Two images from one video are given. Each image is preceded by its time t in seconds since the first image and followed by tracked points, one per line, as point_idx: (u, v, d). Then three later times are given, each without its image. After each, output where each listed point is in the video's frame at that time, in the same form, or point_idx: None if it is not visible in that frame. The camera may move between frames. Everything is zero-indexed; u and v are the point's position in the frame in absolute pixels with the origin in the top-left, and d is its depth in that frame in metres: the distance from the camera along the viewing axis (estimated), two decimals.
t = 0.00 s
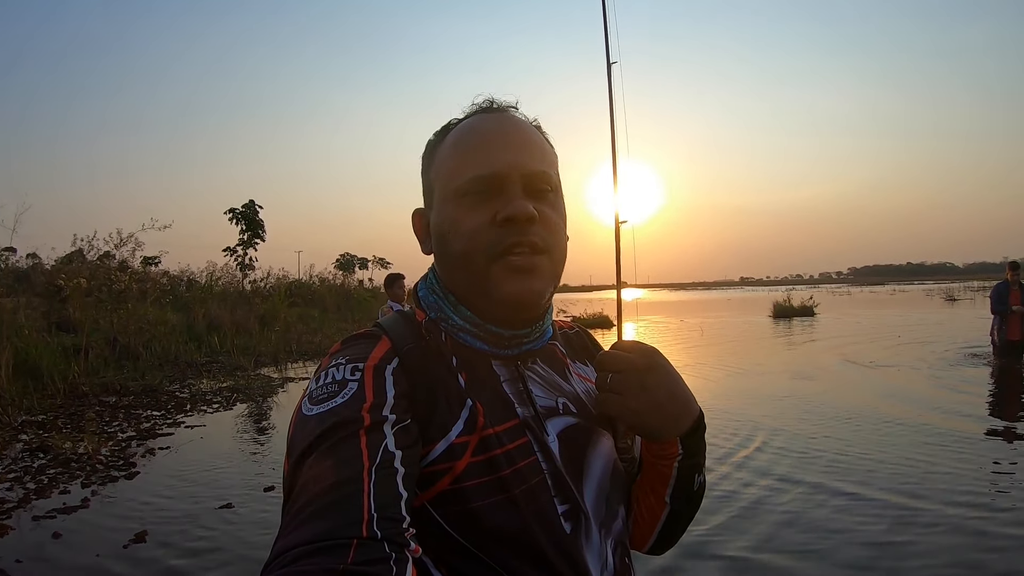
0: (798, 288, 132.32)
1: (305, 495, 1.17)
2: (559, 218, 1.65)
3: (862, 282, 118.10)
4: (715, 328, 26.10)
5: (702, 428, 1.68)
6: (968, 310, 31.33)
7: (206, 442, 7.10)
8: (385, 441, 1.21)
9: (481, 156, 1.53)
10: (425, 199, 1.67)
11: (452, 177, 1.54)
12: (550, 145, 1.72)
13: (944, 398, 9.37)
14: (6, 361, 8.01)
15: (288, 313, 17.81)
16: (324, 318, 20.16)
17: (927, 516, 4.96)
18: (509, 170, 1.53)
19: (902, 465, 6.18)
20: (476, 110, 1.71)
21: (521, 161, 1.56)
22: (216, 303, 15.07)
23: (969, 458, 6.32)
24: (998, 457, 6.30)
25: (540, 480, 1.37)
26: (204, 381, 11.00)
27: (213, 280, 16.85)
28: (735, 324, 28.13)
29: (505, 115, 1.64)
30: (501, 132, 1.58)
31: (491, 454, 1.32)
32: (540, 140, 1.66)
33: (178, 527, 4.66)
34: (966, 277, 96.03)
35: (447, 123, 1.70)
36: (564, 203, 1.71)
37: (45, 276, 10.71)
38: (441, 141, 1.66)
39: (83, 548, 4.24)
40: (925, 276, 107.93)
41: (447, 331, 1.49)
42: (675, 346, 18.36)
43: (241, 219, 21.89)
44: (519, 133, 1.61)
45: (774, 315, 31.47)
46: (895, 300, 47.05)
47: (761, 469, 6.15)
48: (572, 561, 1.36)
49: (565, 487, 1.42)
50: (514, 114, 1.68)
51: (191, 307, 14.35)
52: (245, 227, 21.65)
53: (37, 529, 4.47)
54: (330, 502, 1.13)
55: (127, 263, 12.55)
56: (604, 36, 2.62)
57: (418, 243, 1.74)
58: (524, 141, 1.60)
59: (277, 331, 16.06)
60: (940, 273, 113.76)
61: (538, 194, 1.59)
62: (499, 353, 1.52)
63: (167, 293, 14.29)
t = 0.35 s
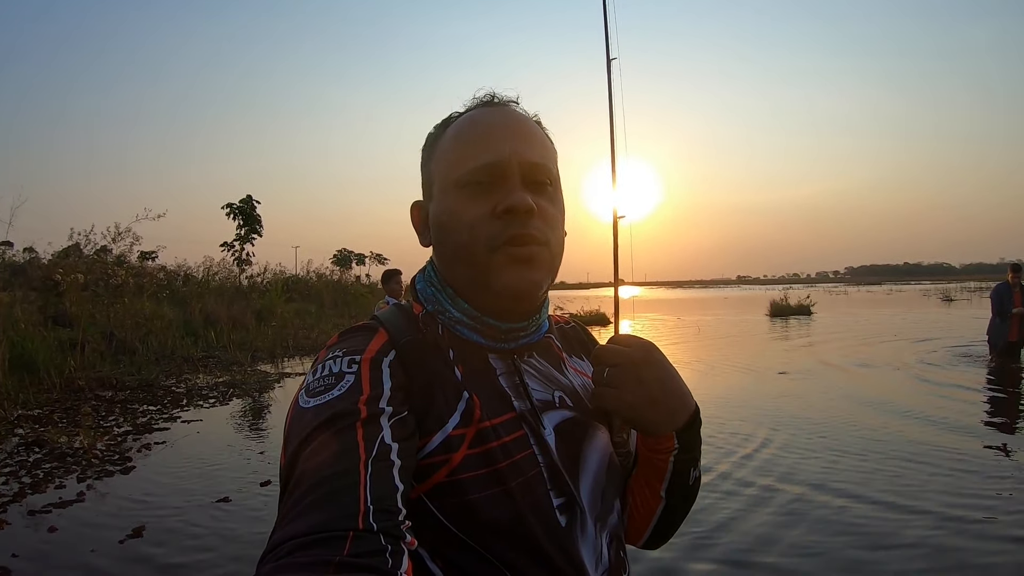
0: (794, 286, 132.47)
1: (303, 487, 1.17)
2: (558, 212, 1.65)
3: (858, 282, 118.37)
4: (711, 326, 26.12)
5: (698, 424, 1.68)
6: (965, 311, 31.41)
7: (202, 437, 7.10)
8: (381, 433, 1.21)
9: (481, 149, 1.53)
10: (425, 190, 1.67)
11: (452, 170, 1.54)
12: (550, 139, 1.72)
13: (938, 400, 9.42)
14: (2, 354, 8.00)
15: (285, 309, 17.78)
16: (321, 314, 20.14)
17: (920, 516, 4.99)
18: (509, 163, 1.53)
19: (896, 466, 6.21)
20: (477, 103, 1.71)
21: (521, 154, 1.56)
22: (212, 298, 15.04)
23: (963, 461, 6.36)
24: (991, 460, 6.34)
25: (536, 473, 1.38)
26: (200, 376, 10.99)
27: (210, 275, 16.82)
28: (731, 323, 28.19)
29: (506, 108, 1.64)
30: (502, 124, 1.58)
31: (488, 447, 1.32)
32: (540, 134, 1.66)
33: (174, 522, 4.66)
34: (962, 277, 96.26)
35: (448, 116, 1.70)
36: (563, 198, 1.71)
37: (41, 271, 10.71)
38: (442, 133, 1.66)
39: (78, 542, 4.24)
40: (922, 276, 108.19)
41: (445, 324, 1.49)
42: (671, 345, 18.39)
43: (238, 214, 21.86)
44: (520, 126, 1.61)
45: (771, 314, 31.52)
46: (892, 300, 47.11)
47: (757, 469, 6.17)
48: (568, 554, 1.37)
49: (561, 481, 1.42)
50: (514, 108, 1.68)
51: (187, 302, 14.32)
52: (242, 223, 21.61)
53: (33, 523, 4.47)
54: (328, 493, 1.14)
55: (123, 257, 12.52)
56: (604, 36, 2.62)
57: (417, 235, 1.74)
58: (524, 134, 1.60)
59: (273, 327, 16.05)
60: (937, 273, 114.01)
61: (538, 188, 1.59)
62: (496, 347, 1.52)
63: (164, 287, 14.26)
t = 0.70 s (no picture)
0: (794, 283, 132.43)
1: (301, 481, 1.17)
2: (560, 210, 1.65)
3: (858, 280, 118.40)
4: (712, 323, 26.09)
5: (697, 422, 1.68)
6: (965, 309, 31.38)
7: (202, 432, 7.10)
8: (380, 429, 1.21)
9: (483, 145, 1.52)
10: (427, 185, 1.66)
11: (453, 165, 1.53)
12: (553, 136, 1.72)
13: (936, 398, 9.42)
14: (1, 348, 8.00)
15: (285, 304, 17.77)
16: (320, 309, 20.14)
17: (919, 518, 5.00)
18: (511, 159, 1.53)
19: (895, 467, 6.21)
20: (480, 99, 1.71)
21: (523, 151, 1.55)
22: (212, 293, 15.03)
23: (961, 461, 6.37)
24: (989, 460, 6.35)
25: (534, 469, 1.38)
26: (200, 371, 10.99)
27: (210, 269, 16.81)
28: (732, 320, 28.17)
29: (510, 104, 1.63)
30: (504, 120, 1.57)
31: (486, 443, 1.32)
32: (543, 131, 1.65)
33: (173, 517, 4.66)
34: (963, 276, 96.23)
35: (452, 111, 1.70)
36: (565, 195, 1.71)
37: (41, 265, 10.71)
38: (445, 128, 1.65)
39: (77, 538, 4.24)
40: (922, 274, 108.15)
41: (444, 320, 1.49)
42: (671, 341, 18.38)
43: (238, 208, 21.83)
44: (523, 122, 1.60)
45: (771, 312, 31.51)
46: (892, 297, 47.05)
47: (756, 467, 6.17)
48: (566, 550, 1.37)
49: (559, 477, 1.42)
50: (518, 104, 1.67)
51: (187, 297, 14.30)
52: (242, 217, 21.58)
53: (32, 519, 4.48)
54: (326, 488, 1.13)
55: (123, 252, 12.51)
56: (607, 32, 2.60)
57: (418, 230, 1.74)
58: (527, 130, 1.59)
59: (273, 322, 16.04)
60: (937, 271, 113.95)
61: (539, 184, 1.59)
62: (495, 343, 1.52)
63: (163, 282, 14.23)
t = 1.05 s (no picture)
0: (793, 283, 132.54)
1: (306, 483, 1.16)
2: (565, 213, 1.64)
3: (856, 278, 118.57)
4: (710, 322, 26.13)
5: (702, 427, 1.67)
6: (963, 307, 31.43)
7: (201, 433, 7.09)
8: (385, 431, 1.20)
9: (488, 146, 1.51)
10: (432, 187, 1.66)
11: (458, 166, 1.52)
12: (559, 138, 1.70)
13: (934, 397, 9.44)
14: None
15: (283, 304, 17.76)
16: (319, 309, 20.13)
17: (918, 517, 5.01)
18: (517, 160, 1.52)
19: (895, 465, 6.21)
20: (485, 101, 1.70)
21: (528, 152, 1.54)
22: (210, 293, 15.01)
23: (959, 458, 6.38)
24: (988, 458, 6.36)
25: (539, 473, 1.37)
26: (199, 372, 10.98)
27: (209, 270, 16.79)
28: (730, 319, 28.19)
29: (515, 106, 1.63)
30: (509, 122, 1.57)
31: (491, 446, 1.31)
32: (549, 133, 1.64)
33: (173, 519, 4.65)
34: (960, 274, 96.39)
35: (457, 113, 1.69)
36: (570, 197, 1.70)
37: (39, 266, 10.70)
38: (450, 129, 1.64)
39: (77, 540, 4.23)
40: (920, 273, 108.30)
41: (449, 322, 1.48)
42: (670, 341, 18.40)
43: (237, 209, 21.83)
44: (528, 124, 1.59)
45: (769, 311, 31.54)
46: (890, 296, 47.09)
47: (756, 468, 6.17)
48: (571, 554, 1.36)
49: (564, 481, 1.41)
50: (523, 106, 1.66)
51: (185, 297, 14.29)
52: (240, 217, 21.58)
53: (32, 521, 4.47)
54: (330, 490, 1.12)
55: (121, 252, 12.50)
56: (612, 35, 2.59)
57: (423, 231, 1.73)
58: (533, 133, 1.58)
59: (272, 322, 16.03)
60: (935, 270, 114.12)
61: (544, 186, 1.58)
62: (500, 346, 1.51)
63: (162, 283, 14.22)
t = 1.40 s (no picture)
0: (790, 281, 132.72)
1: (305, 475, 1.16)
2: (565, 208, 1.64)
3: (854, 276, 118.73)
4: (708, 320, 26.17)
5: (700, 421, 1.68)
6: (960, 305, 31.54)
7: (199, 430, 7.09)
8: (384, 423, 1.20)
9: (490, 140, 1.51)
10: (433, 180, 1.66)
11: (460, 160, 1.52)
12: (561, 133, 1.71)
13: (931, 394, 9.47)
14: None
15: (281, 302, 17.75)
16: (317, 308, 20.12)
17: (916, 508, 5.02)
18: (518, 155, 1.52)
19: (893, 462, 6.24)
20: (488, 94, 1.70)
21: (530, 147, 1.54)
22: (208, 290, 14.99)
23: (957, 455, 6.39)
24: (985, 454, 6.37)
25: (537, 465, 1.37)
26: (196, 369, 10.97)
27: (206, 267, 16.74)
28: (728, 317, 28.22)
29: (517, 100, 1.63)
30: (511, 117, 1.56)
31: (490, 439, 1.31)
32: (551, 127, 1.64)
33: (170, 516, 4.65)
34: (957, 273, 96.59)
35: (459, 106, 1.69)
36: (571, 192, 1.70)
37: (36, 264, 10.69)
38: (452, 123, 1.64)
39: (75, 537, 4.23)
40: (917, 272, 108.52)
41: (448, 315, 1.48)
42: (667, 339, 18.42)
43: (234, 207, 21.81)
44: (531, 118, 1.59)
45: (767, 309, 31.59)
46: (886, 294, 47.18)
47: (754, 464, 6.18)
48: (568, 547, 1.36)
49: (562, 474, 1.41)
50: (526, 100, 1.66)
51: (183, 295, 14.27)
52: (238, 215, 21.56)
53: (30, 519, 4.46)
54: (328, 483, 1.12)
55: (119, 250, 12.49)
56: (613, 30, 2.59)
57: (424, 224, 1.73)
58: (535, 127, 1.58)
59: (270, 320, 16.02)
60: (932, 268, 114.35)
61: (545, 180, 1.58)
62: (499, 339, 1.51)
63: (159, 280, 14.20)
